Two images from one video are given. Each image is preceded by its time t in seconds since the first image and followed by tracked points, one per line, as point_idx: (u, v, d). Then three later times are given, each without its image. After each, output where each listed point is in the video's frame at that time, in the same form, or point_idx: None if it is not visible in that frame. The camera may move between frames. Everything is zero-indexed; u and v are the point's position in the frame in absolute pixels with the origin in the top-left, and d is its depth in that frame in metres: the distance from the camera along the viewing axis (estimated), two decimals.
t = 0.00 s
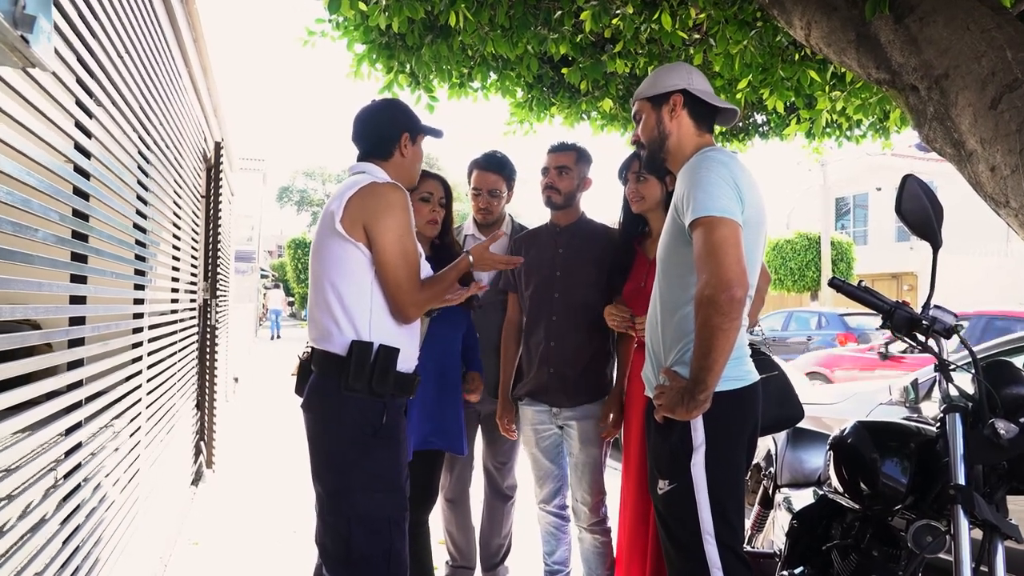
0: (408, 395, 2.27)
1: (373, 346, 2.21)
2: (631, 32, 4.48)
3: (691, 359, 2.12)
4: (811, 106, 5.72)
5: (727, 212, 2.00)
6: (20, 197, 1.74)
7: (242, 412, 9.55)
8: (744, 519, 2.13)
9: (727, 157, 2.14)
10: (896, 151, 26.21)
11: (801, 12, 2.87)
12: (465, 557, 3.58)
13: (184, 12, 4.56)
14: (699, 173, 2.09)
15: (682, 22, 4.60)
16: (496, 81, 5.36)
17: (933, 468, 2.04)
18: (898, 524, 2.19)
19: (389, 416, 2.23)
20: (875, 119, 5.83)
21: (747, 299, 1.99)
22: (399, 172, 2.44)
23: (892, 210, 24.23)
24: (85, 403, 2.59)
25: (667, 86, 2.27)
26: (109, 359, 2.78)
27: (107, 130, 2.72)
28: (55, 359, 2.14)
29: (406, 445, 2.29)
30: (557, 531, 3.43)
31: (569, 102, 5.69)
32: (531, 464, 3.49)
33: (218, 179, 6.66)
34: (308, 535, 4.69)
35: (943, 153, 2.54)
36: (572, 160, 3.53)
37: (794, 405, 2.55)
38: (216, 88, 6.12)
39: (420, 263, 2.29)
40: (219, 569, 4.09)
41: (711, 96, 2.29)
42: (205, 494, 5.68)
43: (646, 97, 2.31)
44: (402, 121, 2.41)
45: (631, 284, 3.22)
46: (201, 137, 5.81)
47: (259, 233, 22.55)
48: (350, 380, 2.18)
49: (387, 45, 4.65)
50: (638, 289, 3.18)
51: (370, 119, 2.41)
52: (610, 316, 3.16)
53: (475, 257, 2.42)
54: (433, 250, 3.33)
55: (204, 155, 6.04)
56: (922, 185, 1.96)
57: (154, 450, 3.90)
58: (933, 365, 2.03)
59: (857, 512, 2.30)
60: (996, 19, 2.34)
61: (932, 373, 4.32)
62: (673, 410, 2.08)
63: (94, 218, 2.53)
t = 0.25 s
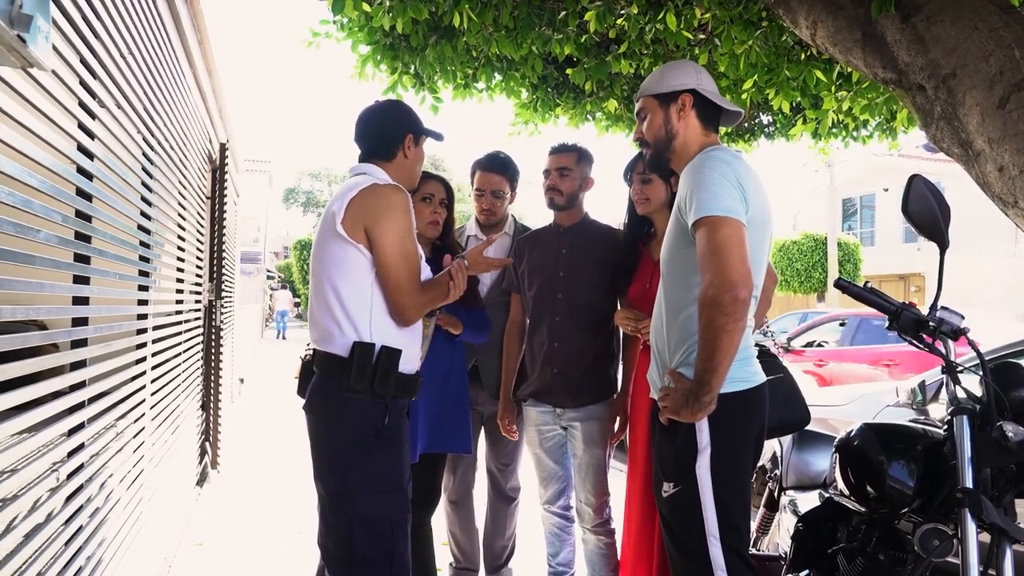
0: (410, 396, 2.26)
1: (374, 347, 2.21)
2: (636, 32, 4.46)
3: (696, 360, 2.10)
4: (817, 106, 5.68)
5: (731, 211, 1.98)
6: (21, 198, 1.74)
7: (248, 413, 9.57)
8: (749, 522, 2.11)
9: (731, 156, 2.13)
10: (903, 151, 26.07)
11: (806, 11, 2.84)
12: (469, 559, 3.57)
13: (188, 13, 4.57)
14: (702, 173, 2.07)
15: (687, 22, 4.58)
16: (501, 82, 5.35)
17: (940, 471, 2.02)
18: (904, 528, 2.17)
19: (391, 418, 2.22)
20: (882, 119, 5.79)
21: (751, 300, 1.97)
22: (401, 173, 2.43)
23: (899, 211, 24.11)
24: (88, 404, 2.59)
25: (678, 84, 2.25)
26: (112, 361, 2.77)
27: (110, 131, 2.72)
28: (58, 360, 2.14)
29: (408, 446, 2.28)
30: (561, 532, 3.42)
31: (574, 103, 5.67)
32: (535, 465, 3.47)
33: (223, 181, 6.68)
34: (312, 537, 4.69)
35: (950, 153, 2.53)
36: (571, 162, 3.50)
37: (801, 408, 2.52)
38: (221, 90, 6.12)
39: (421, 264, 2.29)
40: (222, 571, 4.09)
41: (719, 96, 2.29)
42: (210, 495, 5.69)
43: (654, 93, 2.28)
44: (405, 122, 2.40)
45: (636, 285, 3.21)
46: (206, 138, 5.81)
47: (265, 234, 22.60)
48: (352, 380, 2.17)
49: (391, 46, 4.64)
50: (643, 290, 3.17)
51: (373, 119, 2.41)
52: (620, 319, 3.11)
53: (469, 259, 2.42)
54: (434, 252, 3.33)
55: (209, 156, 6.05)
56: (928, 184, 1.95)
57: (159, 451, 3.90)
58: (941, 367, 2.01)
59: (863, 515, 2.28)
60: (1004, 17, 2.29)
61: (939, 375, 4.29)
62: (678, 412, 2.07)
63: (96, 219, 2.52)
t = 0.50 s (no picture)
0: (409, 396, 2.25)
1: (373, 346, 2.20)
2: (640, 31, 4.45)
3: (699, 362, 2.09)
4: (822, 105, 5.66)
5: (736, 212, 1.97)
6: (20, 196, 1.74)
7: (252, 412, 9.59)
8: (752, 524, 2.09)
9: (735, 156, 2.11)
10: (909, 150, 25.96)
11: (811, 9, 2.83)
12: (471, 560, 3.56)
13: (192, 13, 4.57)
14: (705, 172, 2.06)
15: (691, 20, 4.56)
16: (504, 81, 5.34)
17: (944, 472, 2.00)
18: (909, 529, 2.16)
19: (390, 417, 2.21)
20: (887, 117, 5.77)
21: (757, 303, 1.96)
22: (402, 172, 2.43)
23: (905, 211, 24.02)
24: (89, 403, 2.59)
25: (683, 82, 2.23)
26: (114, 360, 2.78)
27: (112, 130, 2.72)
28: (58, 360, 2.14)
29: (407, 446, 2.27)
30: (563, 532, 3.41)
31: (578, 102, 5.67)
32: (537, 465, 3.46)
33: (227, 180, 6.69)
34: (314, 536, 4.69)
35: (956, 152, 2.50)
36: (567, 163, 3.49)
37: (805, 409, 2.51)
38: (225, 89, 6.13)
39: (420, 262, 2.28)
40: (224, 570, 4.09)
41: (723, 96, 2.26)
42: (213, 494, 5.70)
43: (658, 91, 2.26)
44: (406, 122, 2.40)
45: (640, 285, 3.19)
46: (210, 138, 5.82)
47: (269, 234, 22.65)
48: (350, 380, 2.16)
49: (394, 45, 4.64)
50: (646, 290, 3.15)
51: (375, 119, 2.40)
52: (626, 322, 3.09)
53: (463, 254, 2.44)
54: (435, 251, 3.32)
55: (212, 155, 6.06)
56: (933, 183, 1.93)
57: (161, 451, 3.91)
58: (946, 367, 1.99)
59: (866, 517, 2.26)
60: (1011, 14, 2.27)
61: (944, 375, 4.27)
62: (680, 415, 2.06)
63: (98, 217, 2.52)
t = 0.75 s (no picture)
0: (411, 396, 2.25)
1: (373, 347, 2.20)
2: (644, 31, 4.44)
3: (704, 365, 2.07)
4: (828, 105, 5.64)
5: (743, 213, 1.96)
6: (22, 196, 1.73)
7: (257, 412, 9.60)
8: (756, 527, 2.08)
9: (740, 155, 2.09)
10: (915, 151, 25.86)
11: (816, 8, 2.82)
12: (474, 560, 3.56)
13: (197, 13, 4.58)
14: (710, 173, 2.04)
15: (695, 20, 4.55)
16: (508, 81, 5.34)
17: (950, 474, 2.00)
18: (914, 531, 2.15)
19: (391, 418, 2.21)
20: (893, 117, 5.74)
21: (765, 307, 1.94)
22: (404, 173, 2.42)
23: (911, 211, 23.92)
24: (92, 403, 2.59)
25: (691, 79, 2.21)
26: (117, 361, 2.78)
27: (115, 130, 2.72)
28: (60, 360, 2.14)
29: (409, 447, 2.27)
30: (566, 533, 3.40)
31: (582, 102, 5.66)
32: (540, 466, 3.45)
33: (232, 180, 6.70)
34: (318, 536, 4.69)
35: (962, 151, 2.48)
36: (569, 162, 3.48)
37: (811, 410, 2.50)
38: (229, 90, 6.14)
39: (421, 262, 2.28)
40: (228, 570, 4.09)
41: (731, 94, 2.24)
42: (217, 494, 5.71)
43: (666, 87, 2.24)
44: (408, 123, 2.39)
45: (644, 285, 3.18)
46: (214, 138, 5.83)
47: (274, 234, 22.69)
48: (352, 381, 2.16)
49: (398, 46, 4.64)
50: (650, 290, 3.14)
51: (378, 119, 2.39)
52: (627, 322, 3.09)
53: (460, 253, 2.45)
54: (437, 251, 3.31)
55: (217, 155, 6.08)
56: (938, 183, 1.91)
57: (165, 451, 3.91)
58: (951, 367, 2.00)
59: (871, 519, 2.23)
60: (1018, 13, 2.23)
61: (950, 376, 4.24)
62: (685, 418, 2.05)
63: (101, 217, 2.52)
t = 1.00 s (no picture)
0: (409, 400, 2.25)
1: (371, 350, 2.19)
2: (644, 33, 4.43)
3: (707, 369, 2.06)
4: (829, 107, 5.63)
5: (741, 217, 1.94)
6: (20, 199, 1.73)
7: (258, 415, 9.60)
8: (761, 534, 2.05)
9: (740, 156, 2.07)
10: (916, 152, 25.84)
11: (816, 9, 2.81)
12: (474, 564, 3.55)
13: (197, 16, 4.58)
14: (710, 175, 2.02)
15: (695, 22, 4.54)
16: (509, 83, 5.33)
17: (953, 478, 1.98)
18: (916, 535, 2.12)
19: (390, 421, 2.20)
20: (894, 119, 5.73)
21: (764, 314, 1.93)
22: (403, 175, 2.41)
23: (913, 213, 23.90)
24: (91, 407, 2.58)
25: (700, 77, 2.19)
26: (116, 364, 2.77)
27: (114, 133, 2.71)
28: (58, 363, 2.13)
29: (407, 451, 2.26)
30: (567, 538, 3.38)
31: (582, 104, 5.65)
32: (540, 470, 3.44)
33: (232, 183, 6.71)
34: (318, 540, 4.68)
35: (964, 153, 2.48)
36: (569, 164, 3.47)
37: (813, 410, 2.49)
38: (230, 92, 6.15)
39: (420, 264, 2.27)
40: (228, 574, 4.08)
41: (738, 96, 2.22)
42: (217, 497, 5.70)
43: (675, 83, 2.23)
44: (407, 126, 2.39)
45: (645, 288, 3.16)
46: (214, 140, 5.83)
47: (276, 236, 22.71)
48: (349, 384, 2.15)
49: (399, 48, 4.64)
50: (651, 292, 3.12)
51: (377, 121, 2.39)
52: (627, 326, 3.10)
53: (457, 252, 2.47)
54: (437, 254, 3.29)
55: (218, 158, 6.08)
56: (940, 185, 1.91)
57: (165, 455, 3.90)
58: (953, 370, 1.98)
59: (873, 523, 2.22)
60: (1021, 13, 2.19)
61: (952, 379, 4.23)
62: (687, 425, 2.03)
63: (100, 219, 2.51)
